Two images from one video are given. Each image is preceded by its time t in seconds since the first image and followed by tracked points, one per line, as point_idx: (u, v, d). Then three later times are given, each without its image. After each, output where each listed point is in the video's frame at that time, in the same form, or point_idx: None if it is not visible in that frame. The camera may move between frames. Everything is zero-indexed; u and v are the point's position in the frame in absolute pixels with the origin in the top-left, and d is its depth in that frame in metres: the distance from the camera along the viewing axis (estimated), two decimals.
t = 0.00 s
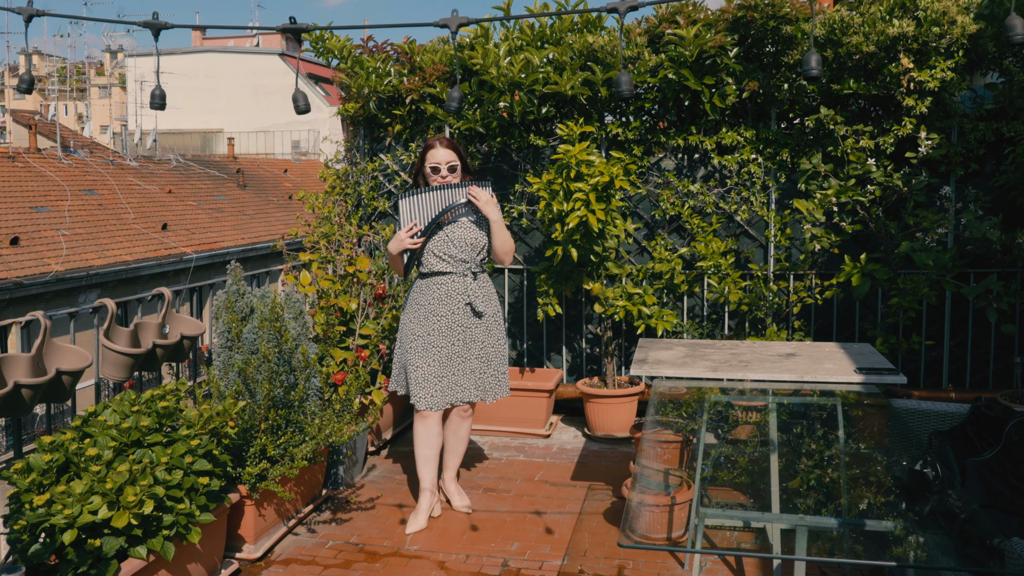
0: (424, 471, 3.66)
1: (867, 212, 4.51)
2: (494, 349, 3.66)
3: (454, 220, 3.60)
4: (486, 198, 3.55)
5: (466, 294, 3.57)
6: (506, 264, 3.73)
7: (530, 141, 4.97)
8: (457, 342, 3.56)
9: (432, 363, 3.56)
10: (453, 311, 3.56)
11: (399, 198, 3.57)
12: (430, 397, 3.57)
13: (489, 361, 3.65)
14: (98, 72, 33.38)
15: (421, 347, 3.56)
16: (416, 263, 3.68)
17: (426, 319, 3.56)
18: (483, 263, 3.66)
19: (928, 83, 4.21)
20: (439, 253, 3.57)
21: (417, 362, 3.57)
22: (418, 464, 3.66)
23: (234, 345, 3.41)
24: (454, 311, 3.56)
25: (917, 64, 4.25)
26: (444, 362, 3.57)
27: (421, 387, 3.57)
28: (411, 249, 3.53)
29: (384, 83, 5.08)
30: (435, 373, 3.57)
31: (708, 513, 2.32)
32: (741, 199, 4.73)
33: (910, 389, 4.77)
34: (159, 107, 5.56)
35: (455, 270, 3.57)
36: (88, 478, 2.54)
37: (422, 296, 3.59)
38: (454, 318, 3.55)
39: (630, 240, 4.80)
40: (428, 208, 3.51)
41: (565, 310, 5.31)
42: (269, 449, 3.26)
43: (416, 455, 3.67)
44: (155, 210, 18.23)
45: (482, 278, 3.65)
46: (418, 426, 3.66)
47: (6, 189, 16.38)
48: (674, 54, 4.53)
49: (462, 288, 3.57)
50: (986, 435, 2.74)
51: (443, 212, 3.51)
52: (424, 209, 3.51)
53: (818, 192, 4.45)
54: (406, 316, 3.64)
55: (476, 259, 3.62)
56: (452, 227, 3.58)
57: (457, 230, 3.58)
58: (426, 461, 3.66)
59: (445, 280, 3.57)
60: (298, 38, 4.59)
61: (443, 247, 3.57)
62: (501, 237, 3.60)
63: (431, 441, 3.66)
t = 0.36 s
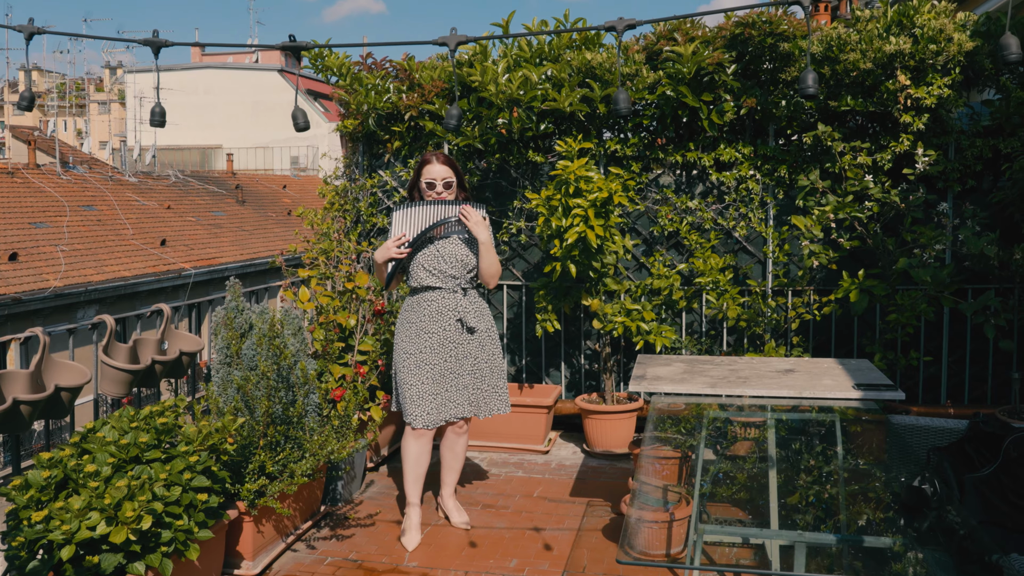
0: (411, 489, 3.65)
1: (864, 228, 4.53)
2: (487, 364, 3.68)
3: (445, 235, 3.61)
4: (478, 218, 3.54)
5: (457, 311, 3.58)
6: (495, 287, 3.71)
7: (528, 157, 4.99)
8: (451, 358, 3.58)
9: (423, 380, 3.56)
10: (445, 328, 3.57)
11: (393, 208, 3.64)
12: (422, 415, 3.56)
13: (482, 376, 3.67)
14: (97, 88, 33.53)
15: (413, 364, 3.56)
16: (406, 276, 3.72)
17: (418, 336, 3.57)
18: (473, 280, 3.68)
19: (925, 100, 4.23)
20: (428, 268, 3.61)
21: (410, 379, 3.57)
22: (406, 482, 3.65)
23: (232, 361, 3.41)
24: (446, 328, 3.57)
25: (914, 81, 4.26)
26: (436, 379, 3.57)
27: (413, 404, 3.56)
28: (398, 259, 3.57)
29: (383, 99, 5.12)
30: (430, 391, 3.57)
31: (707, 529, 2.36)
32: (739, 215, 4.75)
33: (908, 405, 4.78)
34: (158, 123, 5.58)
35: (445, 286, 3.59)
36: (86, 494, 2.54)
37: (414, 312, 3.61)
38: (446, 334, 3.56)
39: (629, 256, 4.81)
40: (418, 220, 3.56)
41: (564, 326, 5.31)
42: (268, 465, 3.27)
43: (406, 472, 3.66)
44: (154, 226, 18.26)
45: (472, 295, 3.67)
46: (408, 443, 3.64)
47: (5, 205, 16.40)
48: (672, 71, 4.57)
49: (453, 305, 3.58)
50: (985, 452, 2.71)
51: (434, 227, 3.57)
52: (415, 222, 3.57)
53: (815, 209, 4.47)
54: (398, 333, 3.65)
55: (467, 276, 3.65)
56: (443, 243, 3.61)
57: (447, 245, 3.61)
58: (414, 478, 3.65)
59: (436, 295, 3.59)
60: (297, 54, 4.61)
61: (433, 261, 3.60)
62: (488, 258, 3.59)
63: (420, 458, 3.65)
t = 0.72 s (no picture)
0: (406, 496, 3.67)
1: (862, 236, 4.56)
2: (473, 374, 3.73)
3: (440, 243, 3.64)
4: (479, 226, 3.59)
5: (447, 318, 3.63)
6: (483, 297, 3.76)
7: (527, 166, 5.04)
8: (438, 366, 3.62)
9: (411, 386, 3.59)
10: (434, 335, 3.61)
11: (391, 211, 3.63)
12: (409, 421, 3.58)
13: (468, 385, 3.72)
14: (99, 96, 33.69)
15: (401, 370, 3.59)
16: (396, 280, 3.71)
17: (406, 342, 3.59)
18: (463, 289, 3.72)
19: (920, 110, 4.27)
20: (422, 273, 3.61)
21: (397, 384, 3.60)
22: (400, 491, 3.68)
23: (235, 368, 3.48)
24: (435, 335, 3.61)
25: (909, 90, 4.30)
26: (424, 386, 3.61)
27: (400, 410, 3.59)
28: (395, 262, 3.55)
29: (383, 109, 5.16)
30: (416, 397, 3.60)
31: (705, 534, 2.37)
32: (737, 223, 4.79)
33: (905, 411, 4.81)
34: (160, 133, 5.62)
35: (436, 293, 3.63)
36: (90, 501, 2.58)
37: (401, 318, 3.62)
38: (434, 341, 3.60)
39: (627, 264, 4.84)
40: (418, 225, 3.55)
41: (563, 334, 5.33)
42: (269, 472, 3.29)
43: (398, 483, 3.69)
44: (156, 235, 18.32)
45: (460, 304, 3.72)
46: (398, 454, 3.66)
47: (8, 214, 16.46)
48: (670, 81, 4.61)
49: (443, 312, 3.63)
50: (980, 457, 2.77)
51: (433, 233, 3.56)
52: (414, 227, 3.56)
53: (812, 217, 4.51)
54: (384, 338, 3.66)
55: (457, 285, 3.69)
56: (438, 249, 3.63)
57: (443, 253, 3.63)
58: (408, 487, 3.67)
59: (427, 302, 3.62)
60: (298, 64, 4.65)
61: (427, 268, 3.61)
62: (484, 268, 3.63)
63: (412, 469, 3.68)
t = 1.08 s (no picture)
0: (402, 502, 3.67)
1: (861, 241, 4.57)
2: (461, 389, 3.66)
3: (434, 254, 3.63)
4: (477, 237, 3.61)
5: (436, 331, 3.60)
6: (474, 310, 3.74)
7: (527, 172, 5.04)
8: (425, 379, 3.57)
9: (396, 397, 3.56)
10: (422, 347, 3.57)
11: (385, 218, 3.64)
12: (393, 431, 3.57)
13: (456, 402, 3.64)
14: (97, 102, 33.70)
15: (387, 381, 3.56)
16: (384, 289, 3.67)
17: (393, 352, 3.56)
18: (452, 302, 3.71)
19: (919, 115, 4.27)
20: (414, 284, 3.60)
21: (383, 394, 3.58)
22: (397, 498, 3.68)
23: (233, 374, 3.46)
24: (423, 347, 3.57)
25: (909, 95, 4.31)
26: (409, 398, 3.57)
27: (384, 419, 3.57)
28: (389, 268, 3.53)
29: (382, 114, 5.16)
30: (402, 408, 3.57)
31: (706, 539, 2.36)
32: (736, 228, 4.80)
33: (905, 416, 4.81)
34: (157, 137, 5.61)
35: (428, 305, 3.61)
36: (89, 505, 2.57)
37: (389, 327, 3.60)
38: (422, 354, 3.57)
39: (627, 269, 4.83)
40: (413, 233, 3.56)
41: (562, 339, 5.33)
42: (269, 477, 3.29)
43: (393, 490, 3.68)
44: (154, 240, 18.32)
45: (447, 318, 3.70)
46: (391, 462, 3.67)
47: (6, 220, 16.45)
48: (669, 86, 4.62)
49: (433, 325, 3.60)
50: (979, 462, 2.74)
51: (430, 242, 3.57)
52: (411, 233, 3.56)
53: (811, 222, 4.51)
54: (370, 346, 3.63)
55: (448, 297, 3.68)
56: (432, 260, 3.62)
57: (437, 264, 3.62)
58: (404, 494, 3.67)
59: (417, 313, 3.59)
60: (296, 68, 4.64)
61: (420, 277, 3.60)
62: (477, 280, 3.63)
63: (405, 477, 3.67)
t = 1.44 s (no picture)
0: (401, 506, 3.65)
1: (862, 244, 4.55)
2: (457, 395, 3.63)
3: (428, 259, 3.58)
4: (469, 240, 3.57)
5: (430, 335, 3.57)
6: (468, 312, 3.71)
7: (526, 174, 5.02)
8: (419, 384, 3.54)
9: (390, 402, 3.55)
10: (416, 352, 3.55)
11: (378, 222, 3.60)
12: (387, 436, 3.55)
13: (452, 408, 3.60)
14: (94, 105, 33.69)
15: (381, 385, 3.55)
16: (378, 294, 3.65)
17: (388, 356, 3.55)
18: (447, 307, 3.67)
19: (922, 116, 4.26)
20: (408, 289, 3.57)
21: (376, 398, 3.57)
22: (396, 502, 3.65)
23: (230, 377, 3.48)
24: (417, 351, 3.55)
25: (910, 97, 4.29)
26: (403, 403, 3.55)
27: (377, 424, 3.57)
28: (382, 274, 3.49)
29: (381, 116, 5.14)
30: (396, 413, 3.56)
31: (707, 543, 2.45)
32: (737, 231, 4.79)
33: (907, 420, 4.79)
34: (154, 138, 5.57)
35: (422, 309, 3.58)
36: (86, 510, 2.54)
37: (384, 331, 3.58)
38: (417, 358, 3.54)
39: (627, 272, 4.81)
40: (406, 238, 3.52)
41: (562, 343, 5.31)
42: (267, 481, 3.25)
43: (392, 495, 3.66)
44: (151, 244, 18.29)
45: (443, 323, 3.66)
46: (388, 467, 3.65)
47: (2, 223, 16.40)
48: (669, 88, 4.61)
49: (427, 329, 3.57)
50: (983, 464, 2.69)
51: (421, 247, 3.53)
52: (403, 239, 3.52)
53: (812, 225, 4.49)
54: (366, 349, 3.62)
55: (443, 301, 3.64)
56: (426, 265, 3.57)
57: (431, 269, 3.57)
58: (402, 498, 3.65)
59: (411, 317, 3.57)
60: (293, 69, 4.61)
61: (413, 282, 3.56)
62: (471, 283, 3.60)
63: (404, 482, 3.64)
